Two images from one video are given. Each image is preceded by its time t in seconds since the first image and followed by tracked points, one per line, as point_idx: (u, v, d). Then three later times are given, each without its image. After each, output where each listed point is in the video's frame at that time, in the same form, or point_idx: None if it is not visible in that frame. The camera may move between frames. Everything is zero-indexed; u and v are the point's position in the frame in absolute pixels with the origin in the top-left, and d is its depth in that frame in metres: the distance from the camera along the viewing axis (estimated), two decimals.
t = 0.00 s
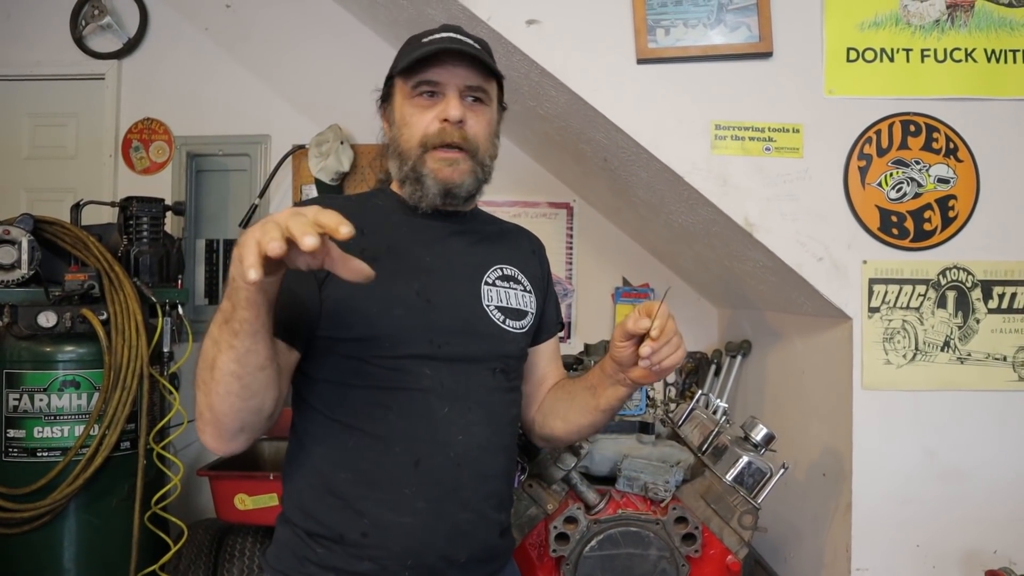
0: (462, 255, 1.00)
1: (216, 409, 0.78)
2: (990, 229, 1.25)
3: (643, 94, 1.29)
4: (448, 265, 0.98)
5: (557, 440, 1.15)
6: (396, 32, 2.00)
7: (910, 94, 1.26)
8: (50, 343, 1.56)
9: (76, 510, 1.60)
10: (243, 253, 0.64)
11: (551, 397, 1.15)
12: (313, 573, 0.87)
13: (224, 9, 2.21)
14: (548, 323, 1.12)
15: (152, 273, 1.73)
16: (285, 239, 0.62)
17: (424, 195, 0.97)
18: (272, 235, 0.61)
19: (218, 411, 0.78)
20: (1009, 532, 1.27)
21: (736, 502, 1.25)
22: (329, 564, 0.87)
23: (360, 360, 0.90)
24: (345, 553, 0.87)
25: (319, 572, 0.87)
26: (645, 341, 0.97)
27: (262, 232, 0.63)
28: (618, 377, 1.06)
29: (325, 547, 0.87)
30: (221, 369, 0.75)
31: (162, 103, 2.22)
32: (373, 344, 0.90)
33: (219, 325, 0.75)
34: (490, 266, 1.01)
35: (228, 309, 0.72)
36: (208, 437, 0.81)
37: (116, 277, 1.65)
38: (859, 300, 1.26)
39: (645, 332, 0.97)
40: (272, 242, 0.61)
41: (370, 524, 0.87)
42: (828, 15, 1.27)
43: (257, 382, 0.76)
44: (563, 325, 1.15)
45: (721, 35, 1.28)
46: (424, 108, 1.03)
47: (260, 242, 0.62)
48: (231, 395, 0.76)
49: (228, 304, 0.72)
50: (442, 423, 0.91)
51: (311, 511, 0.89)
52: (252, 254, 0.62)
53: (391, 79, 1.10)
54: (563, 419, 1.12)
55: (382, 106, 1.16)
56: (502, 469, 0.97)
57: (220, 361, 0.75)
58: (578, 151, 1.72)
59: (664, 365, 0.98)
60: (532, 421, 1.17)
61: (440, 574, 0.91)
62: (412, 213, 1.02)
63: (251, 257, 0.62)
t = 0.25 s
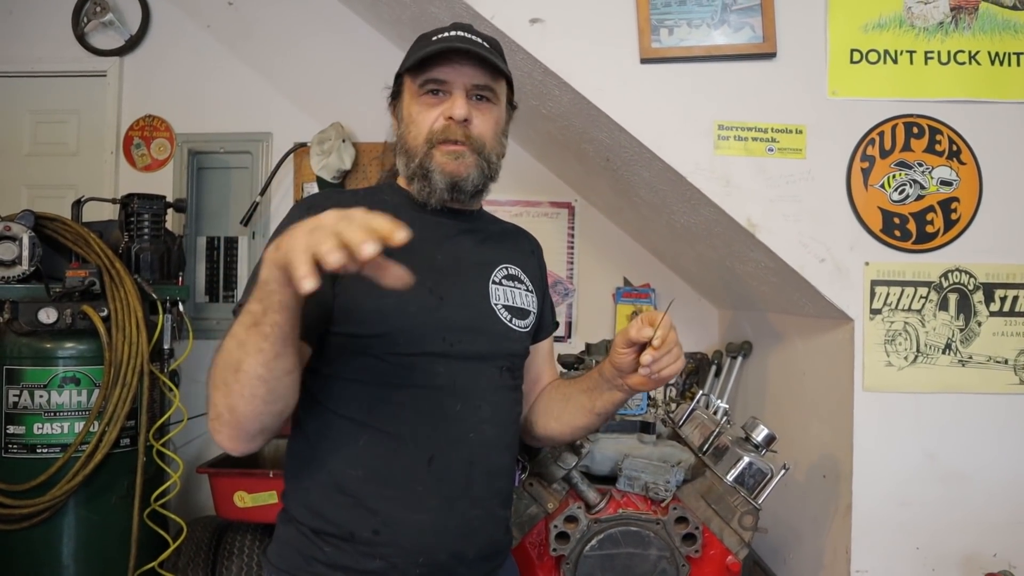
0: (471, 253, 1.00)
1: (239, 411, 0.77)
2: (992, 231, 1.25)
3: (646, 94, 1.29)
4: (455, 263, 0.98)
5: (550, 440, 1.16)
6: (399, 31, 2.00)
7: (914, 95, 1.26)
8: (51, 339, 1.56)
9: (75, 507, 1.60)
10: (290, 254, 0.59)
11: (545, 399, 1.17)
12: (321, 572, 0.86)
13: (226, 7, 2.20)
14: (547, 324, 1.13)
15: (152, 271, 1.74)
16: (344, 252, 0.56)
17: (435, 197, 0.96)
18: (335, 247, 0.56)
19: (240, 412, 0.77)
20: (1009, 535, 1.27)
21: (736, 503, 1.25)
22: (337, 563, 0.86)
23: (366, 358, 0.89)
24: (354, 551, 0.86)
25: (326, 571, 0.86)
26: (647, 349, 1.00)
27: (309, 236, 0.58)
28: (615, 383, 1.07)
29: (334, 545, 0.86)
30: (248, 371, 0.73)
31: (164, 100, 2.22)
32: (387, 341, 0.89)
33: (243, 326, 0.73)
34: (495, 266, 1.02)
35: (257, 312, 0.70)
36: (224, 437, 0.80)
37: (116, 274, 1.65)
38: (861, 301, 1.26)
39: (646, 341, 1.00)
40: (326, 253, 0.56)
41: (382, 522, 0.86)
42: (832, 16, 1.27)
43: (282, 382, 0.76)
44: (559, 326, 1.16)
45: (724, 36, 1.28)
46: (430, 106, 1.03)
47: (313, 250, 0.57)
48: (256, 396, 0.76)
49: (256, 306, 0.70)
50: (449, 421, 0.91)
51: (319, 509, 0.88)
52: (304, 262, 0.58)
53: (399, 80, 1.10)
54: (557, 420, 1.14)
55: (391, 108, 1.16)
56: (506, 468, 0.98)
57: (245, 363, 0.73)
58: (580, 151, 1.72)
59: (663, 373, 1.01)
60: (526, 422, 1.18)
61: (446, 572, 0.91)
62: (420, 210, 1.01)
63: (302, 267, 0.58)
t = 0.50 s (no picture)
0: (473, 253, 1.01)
1: (278, 403, 0.70)
2: (993, 232, 1.25)
3: (648, 94, 1.29)
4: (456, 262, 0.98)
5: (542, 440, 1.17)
6: (399, 29, 1.99)
7: (915, 95, 1.26)
8: (51, 337, 1.56)
9: (75, 504, 1.60)
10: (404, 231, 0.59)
11: (539, 399, 1.18)
12: (321, 573, 0.86)
13: (226, 4, 2.20)
14: (543, 324, 1.14)
15: (152, 268, 1.74)
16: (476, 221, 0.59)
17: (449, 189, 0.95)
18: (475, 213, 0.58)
19: (277, 404, 0.71)
20: (1008, 535, 1.27)
21: (736, 503, 1.25)
22: (338, 563, 0.86)
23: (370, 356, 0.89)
24: (355, 551, 0.86)
25: (327, 571, 0.86)
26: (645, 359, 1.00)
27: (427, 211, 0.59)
28: (610, 391, 1.07)
29: (335, 545, 0.86)
30: (298, 362, 0.67)
31: (164, 98, 2.22)
32: (392, 339, 0.89)
33: (296, 313, 0.67)
34: (496, 266, 1.03)
35: (320, 299, 0.65)
36: (247, 432, 0.73)
37: (116, 271, 1.65)
38: (861, 302, 1.26)
39: (645, 352, 1.00)
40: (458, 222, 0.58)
41: (384, 522, 0.86)
42: (833, 16, 1.27)
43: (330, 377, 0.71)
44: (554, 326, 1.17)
45: (725, 35, 1.28)
46: (423, 105, 1.03)
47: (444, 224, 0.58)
48: (299, 390, 0.70)
49: (322, 293, 0.65)
50: (451, 421, 0.91)
51: (321, 509, 0.87)
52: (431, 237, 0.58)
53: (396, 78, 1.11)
54: (550, 421, 1.15)
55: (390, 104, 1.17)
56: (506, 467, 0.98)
57: (295, 353, 0.67)
58: (581, 150, 1.72)
59: (659, 385, 1.02)
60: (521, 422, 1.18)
61: (447, 571, 0.91)
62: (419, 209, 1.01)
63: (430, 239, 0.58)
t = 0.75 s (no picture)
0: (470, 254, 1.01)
1: (340, 397, 0.68)
2: (992, 231, 1.25)
3: (646, 94, 1.29)
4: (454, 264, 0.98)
5: (537, 439, 1.17)
6: (398, 30, 1.99)
7: (914, 95, 1.26)
8: (50, 338, 1.55)
9: (73, 506, 1.60)
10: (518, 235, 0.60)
11: (534, 398, 1.18)
12: (317, 574, 0.86)
13: (225, 5, 2.20)
14: (539, 323, 1.15)
15: (151, 270, 1.74)
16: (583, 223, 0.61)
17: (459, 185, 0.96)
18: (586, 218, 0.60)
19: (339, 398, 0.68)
20: (1008, 534, 1.27)
21: (736, 503, 1.25)
22: (336, 564, 0.86)
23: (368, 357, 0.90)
24: (353, 552, 0.86)
25: (325, 572, 0.86)
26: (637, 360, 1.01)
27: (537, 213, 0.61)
28: (603, 392, 1.07)
29: (333, 547, 0.86)
30: (374, 359, 0.66)
31: (163, 99, 2.22)
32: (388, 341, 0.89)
33: (376, 308, 0.65)
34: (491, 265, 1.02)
35: (411, 297, 0.64)
36: (299, 425, 0.69)
37: (115, 272, 1.65)
38: (860, 301, 1.26)
39: (637, 352, 1.00)
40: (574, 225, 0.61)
41: (381, 522, 0.86)
42: (832, 16, 1.27)
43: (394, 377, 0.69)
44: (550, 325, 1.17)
45: (724, 35, 1.28)
46: (427, 106, 1.02)
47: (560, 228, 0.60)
48: (365, 386, 0.68)
49: (411, 291, 0.64)
50: (449, 421, 0.91)
51: (318, 510, 0.87)
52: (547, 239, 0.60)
53: (393, 75, 1.09)
54: (545, 421, 1.15)
55: (383, 101, 1.15)
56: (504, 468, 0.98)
57: (373, 348, 0.66)
58: (580, 150, 1.72)
59: (652, 386, 1.01)
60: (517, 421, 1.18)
61: (445, 572, 0.91)
62: (415, 211, 1.02)
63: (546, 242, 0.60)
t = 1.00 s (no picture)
0: (462, 255, 1.02)
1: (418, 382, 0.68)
2: (988, 230, 1.25)
3: (642, 94, 1.29)
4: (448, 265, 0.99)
5: (526, 442, 1.17)
6: (396, 30, 1.99)
7: (910, 95, 1.26)
8: (46, 339, 1.55)
9: (70, 507, 1.60)
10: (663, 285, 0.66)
11: (525, 400, 1.18)
12: (310, 574, 0.87)
13: (223, 6, 2.20)
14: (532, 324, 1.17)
15: (148, 270, 1.74)
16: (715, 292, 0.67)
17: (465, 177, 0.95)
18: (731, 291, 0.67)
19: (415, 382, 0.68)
20: (1005, 534, 1.27)
21: (732, 503, 1.25)
22: (328, 564, 0.86)
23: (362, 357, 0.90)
24: (345, 551, 0.86)
25: (317, 572, 0.86)
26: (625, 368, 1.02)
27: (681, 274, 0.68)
28: (593, 397, 1.07)
29: (324, 546, 0.87)
30: (470, 360, 0.68)
31: (161, 99, 2.22)
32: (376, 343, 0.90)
33: (487, 309, 0.67)
34: (484, 265, 1.05)
35: (525, 309, 0.67)
36: (362, 396, 0.68)
37: (112, 273, 1.65)
38: (857, 301, 1.26)
39: (626, 360, 1.00)
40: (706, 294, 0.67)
41: (374, 521, 0.86)
42: (828, 15, 1.27)
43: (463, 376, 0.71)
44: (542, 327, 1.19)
45: (721, 35, 1.28)
46: (408, 108, 1.02)
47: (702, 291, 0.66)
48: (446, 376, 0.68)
49: (530, 305, 0.68)
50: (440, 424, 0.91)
51: (310, 510, 0.87)
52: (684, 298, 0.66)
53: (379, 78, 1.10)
54: (534, 423, 1.15)
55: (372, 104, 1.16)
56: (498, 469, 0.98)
57: (470, 347, 0.67)
58: (577, 150, 1.72)
59: (641, 392, 1.04)
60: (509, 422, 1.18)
61: (439, 572, 0.91)
62: (403, 212, 1.02)
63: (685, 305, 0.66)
